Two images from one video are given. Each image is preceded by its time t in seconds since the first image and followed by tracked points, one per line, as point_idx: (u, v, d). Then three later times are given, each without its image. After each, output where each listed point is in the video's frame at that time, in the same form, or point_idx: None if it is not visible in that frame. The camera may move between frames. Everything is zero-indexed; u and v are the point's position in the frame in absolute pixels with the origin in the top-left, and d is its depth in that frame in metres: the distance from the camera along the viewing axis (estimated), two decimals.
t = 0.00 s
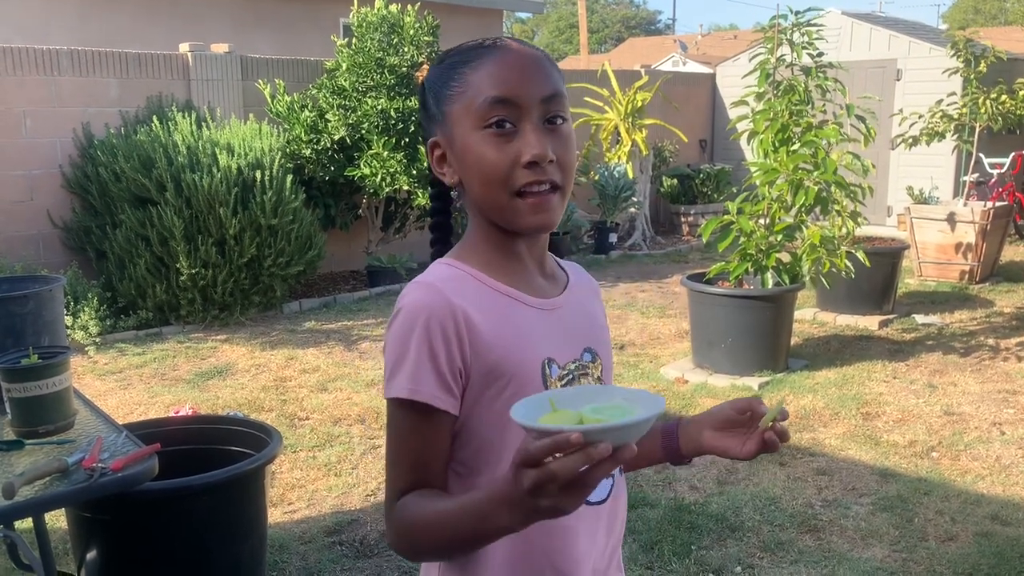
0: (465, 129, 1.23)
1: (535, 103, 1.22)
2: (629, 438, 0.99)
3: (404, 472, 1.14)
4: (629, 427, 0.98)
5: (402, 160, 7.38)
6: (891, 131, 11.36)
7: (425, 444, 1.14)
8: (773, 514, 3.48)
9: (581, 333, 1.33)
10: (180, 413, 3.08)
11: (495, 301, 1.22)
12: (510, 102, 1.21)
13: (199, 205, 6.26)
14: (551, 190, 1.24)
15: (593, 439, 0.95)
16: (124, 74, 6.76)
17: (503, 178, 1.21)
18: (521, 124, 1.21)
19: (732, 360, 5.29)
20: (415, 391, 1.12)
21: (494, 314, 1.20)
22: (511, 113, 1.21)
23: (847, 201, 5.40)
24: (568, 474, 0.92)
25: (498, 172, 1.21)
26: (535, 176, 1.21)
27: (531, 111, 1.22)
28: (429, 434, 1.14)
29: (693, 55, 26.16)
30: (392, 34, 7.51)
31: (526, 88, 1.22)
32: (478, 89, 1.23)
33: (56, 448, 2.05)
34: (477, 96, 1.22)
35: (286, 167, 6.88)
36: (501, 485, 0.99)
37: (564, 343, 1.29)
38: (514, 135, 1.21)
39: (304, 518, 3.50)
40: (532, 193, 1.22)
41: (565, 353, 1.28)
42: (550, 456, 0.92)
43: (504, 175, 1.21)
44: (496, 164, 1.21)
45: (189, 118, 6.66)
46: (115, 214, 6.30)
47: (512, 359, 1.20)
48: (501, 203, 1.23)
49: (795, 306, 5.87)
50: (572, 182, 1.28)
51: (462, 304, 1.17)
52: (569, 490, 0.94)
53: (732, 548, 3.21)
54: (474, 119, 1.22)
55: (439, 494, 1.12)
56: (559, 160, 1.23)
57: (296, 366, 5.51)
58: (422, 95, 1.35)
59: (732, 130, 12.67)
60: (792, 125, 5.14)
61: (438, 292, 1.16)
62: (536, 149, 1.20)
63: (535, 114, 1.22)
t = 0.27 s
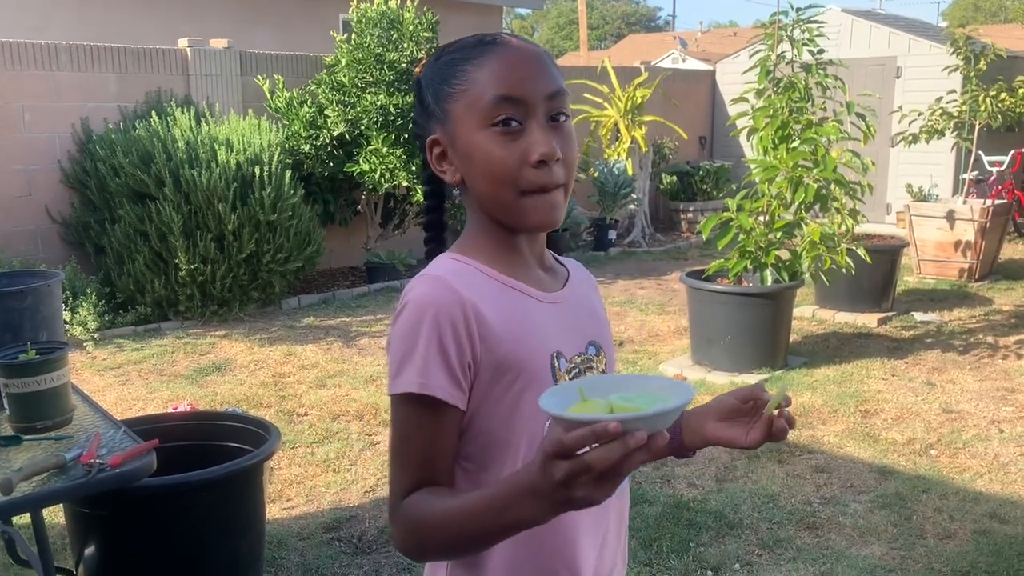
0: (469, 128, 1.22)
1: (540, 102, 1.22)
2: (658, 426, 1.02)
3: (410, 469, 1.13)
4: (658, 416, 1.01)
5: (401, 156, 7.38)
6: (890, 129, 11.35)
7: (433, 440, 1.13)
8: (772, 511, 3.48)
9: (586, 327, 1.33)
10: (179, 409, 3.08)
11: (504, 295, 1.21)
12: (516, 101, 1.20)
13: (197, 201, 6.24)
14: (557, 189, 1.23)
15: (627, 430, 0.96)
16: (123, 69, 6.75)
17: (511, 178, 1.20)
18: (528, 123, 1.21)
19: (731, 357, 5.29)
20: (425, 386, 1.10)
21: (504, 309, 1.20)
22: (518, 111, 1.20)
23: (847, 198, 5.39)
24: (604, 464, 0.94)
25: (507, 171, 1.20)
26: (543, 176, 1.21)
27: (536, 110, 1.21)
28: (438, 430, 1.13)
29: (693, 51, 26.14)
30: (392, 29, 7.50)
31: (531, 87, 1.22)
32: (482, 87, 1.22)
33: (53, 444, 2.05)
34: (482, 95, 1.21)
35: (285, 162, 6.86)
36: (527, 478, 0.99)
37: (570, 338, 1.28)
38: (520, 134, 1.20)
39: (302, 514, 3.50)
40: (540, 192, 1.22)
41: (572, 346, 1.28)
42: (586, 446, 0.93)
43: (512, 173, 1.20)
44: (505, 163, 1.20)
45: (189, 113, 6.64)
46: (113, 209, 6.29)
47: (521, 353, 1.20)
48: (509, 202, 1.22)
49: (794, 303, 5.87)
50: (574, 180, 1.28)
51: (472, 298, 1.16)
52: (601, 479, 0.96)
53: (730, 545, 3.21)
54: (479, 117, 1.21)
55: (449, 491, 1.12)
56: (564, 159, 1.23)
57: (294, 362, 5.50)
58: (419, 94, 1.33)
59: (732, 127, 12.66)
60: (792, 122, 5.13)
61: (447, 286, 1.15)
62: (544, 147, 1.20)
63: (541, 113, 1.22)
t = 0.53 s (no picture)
0: (478, 126, 1.21)
1: (546, 96, 1.22)
2: (653, 415, 1.02)
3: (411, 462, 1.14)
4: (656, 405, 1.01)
5: (400, 153, 7.37)
6: (890, 127, 11.35)
7: (434, 433, 1.13)
8: (770, 509, 3.48)
9: (593, 320, 1.32)
10: (177, 405, 3.08)
11: (508, 288, 1.21)
12: (522, 96, 1.20)
13: (196, 197, 6.24)
14: (568, 181, 1.23)
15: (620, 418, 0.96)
16: (122, 65, 6.73)
17: (524, 171, 1.20)
18: (535, 117, 1.20)
19: (731, 355, 5.29)
20: (428, 379, 1.11)
21: (507, 303, 1.19)
22: (525, 106, 1.20)
23: (846, 197, 5.39)
24: (595, 453, 0.93)
25: (519, 166, 1.19)
26: (555, 167, 1.20)
27: (543, 103, 1.21)
28: (439, 422, 1.13)
29: (693, 49, 26.12)
30: (392, 26, 7.49)
31: (536, 81, 1.22)
32: (488, 85, 1.21)
33: (52, 440, 2.05)
34: (488, 93, 1.21)
35: (285, 159, 6.86)
36: (520, 470, 0.99)
37: (576, 332, 1.28)
38: (529, 128, 1.20)
39: (301, 510, 3.50)
40: (552, 184, 1.21)
41: (575, 341, 1.27)
42: (575, 435, 0.93)
43: (524, 168, 1.20)
44: (516, 158, 1.19)
45: (188, 109, 6.63)
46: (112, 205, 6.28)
47: (525, 347, 1.19)
48: (521, 195, 1.21)
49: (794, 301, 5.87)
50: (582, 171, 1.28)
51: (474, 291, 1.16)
52: (593, 468, 0.95)
53: (728, 543, 3.21)
54: (487, 115, 1.21)
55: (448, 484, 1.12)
56: (573, 150, 1.22)
57: (293, 359, 5.50)
58: (421, 97, 1.33)
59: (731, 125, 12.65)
60: (792, 120, 5.13)
61: (449, 280, 1.15)
62: (554, 139, 1.19)
63: (548, 106, 1.22)
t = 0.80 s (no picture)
0: (487, 126, 1.21)
1: (551, 88, 1.22)
2: (613, 442, 0.97)
3: (401, 450, 1.16)
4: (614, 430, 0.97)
5: (401, 151, 7.37)
6: (890, 127, 11.35)
7: (424, 423, 1.15)
8: (769, 508, 3.48)
9: (603, 322, 1.29)
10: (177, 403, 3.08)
11: (506, 285, 1.20)
12: (528, 91, 1.20)
13: (196, 195, 6.24)
14: (581, 171, 1.23)
15: (574, 442, 0.93)
16: (123, 62, 6.73)
17: (538, 165, 1.20)
18: (543, 111, 1.20)
19: (730, 354, 5.29)
20: (422, 371, 1.12)
21: (504, 301, 1.19)
22: (531, 101, 1.20)
23: (846, 196, 5.39)
24: (548, 474, 0.92)
25: (533, 160, 1.19)
26: (568, 158, 1.20)
27: (548, 97, 1.22)
28: (430, 413, 1.15)
29: (692, 48, 26.11)
30: (392, 24, 7.50)
31: (540, 76, 1.22)
32: (493, 85, 1.21)
33: (52, 437, 2.04)
34: (493, 93, 1.21)
35: (285, 157, 6.85)
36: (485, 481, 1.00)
37: (579, 335, 1.25)
38: (539, 123, 1.20)
39: (301, 508, 3.50)
40: (566, 174, 1.21)
41: (577, 344, 1.25)
42: (533, 454, 0.93)
43: (538, 162, 1.20)
44: (529, 152, 1.19)
45: (188, 107, 6.63)
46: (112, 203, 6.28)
47: (519, 347, 1.19)
48: (536, 189, 1.21)
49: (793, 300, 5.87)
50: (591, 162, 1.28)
51: (471, 287, 1.17)
52: (549, 489, 0.95)
53: (728, 541, 3.22)
54: (496, 114, 1.20)
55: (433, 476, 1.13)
56: (583, 140, 1.23)
57: (293, 357, 5.50)
58: (425, 107, 1.33)
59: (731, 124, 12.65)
60: (792, 119, 5.13)
61: (446, 275, 1.16)
62: (564, 130, 1.19)
63: (554, 99, 1.22)
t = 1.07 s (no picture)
0: (498, 122, 1.22)
1: (562, 84, 1.23)
2: (591, 441, 0.98)
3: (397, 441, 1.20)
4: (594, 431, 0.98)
5: (401, 150, 7.37)
6: (891, 126, 11.34)
7: (418, 416, 1.19)
8: (769, 507, 3.49)
9: (601, 324, 1.27)
10: (178, 401, 3.08)
11: (498, 283, 1.21)
12: (538, 87, 1.21)
13: (197, 194, 6.24)
14: (593, 166, 1.23)
15: (551, 437, 0.95)
16: (124, 61, 6.73)
17: (548, 160, 1.20)
18: (554, 105, 1.21)
19: (731, 353, 5.29)
20: (413, 365, 1.16)
21: (494, 298, 1.20)
22: (542, 96, 1.21)
23: (847, 195, 5.39)
24: (520, 465, 0.95)
25: (543, 155, 1.19)
26: (578, 152, 1.20)
27: (559, 92, 1.22)
28: (423, 408, 1.19)
29: (693, 46, 26.14)
30: (393, 23, 7.52)
31: (550, 72, 1.23)
32: (502, 81, 1.22)
33: (53, 435, 2.05)
34: (503, 89, 1.22)
35: (286, 155, 6.86)
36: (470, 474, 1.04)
37: (571, 336, 1.24)
38: (550, 118, 1.20)
39: (302, 507, 3.51)
40: (577, 168, 1.21)
41: (569, 345, 1.23)
42: (507, 446, 0.95)
43: (548, 157, 1.20)
44: (539, 147, 1.19)
45: (189, 105, 6.63)
46: (113, 201, 6.28)
47: (505, 345, 1.19)
48: (546, 184, 1.21)
49: (794, 299, 5.88)
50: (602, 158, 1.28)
51: (462, 284, 1.19)
52: (524, 480, 0.98)
53: (728, 540, 3.22)
54: (506, 110, 1.21)
55: (426, 469, 1.18)
56: (595, 134, 1.22)
57: (294, 355, 5.51)
58: (436, 106, 1.34)
59: (732, 123, 12.65)
60: (792, 118, 5.13)
61: (437, 272, 1.19)
62: (575, 125, 1.19)
63: (565, 95, 1.23)
